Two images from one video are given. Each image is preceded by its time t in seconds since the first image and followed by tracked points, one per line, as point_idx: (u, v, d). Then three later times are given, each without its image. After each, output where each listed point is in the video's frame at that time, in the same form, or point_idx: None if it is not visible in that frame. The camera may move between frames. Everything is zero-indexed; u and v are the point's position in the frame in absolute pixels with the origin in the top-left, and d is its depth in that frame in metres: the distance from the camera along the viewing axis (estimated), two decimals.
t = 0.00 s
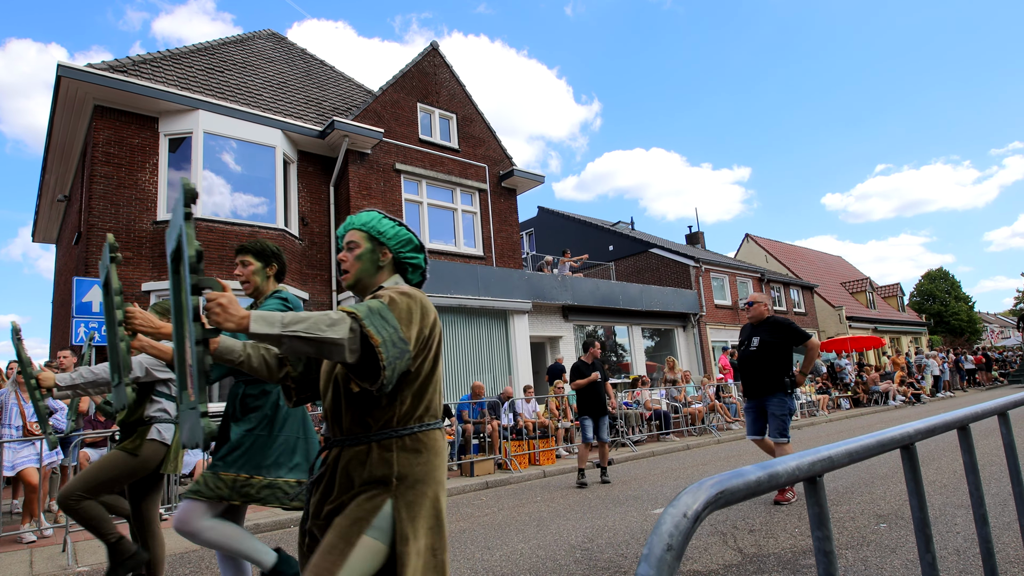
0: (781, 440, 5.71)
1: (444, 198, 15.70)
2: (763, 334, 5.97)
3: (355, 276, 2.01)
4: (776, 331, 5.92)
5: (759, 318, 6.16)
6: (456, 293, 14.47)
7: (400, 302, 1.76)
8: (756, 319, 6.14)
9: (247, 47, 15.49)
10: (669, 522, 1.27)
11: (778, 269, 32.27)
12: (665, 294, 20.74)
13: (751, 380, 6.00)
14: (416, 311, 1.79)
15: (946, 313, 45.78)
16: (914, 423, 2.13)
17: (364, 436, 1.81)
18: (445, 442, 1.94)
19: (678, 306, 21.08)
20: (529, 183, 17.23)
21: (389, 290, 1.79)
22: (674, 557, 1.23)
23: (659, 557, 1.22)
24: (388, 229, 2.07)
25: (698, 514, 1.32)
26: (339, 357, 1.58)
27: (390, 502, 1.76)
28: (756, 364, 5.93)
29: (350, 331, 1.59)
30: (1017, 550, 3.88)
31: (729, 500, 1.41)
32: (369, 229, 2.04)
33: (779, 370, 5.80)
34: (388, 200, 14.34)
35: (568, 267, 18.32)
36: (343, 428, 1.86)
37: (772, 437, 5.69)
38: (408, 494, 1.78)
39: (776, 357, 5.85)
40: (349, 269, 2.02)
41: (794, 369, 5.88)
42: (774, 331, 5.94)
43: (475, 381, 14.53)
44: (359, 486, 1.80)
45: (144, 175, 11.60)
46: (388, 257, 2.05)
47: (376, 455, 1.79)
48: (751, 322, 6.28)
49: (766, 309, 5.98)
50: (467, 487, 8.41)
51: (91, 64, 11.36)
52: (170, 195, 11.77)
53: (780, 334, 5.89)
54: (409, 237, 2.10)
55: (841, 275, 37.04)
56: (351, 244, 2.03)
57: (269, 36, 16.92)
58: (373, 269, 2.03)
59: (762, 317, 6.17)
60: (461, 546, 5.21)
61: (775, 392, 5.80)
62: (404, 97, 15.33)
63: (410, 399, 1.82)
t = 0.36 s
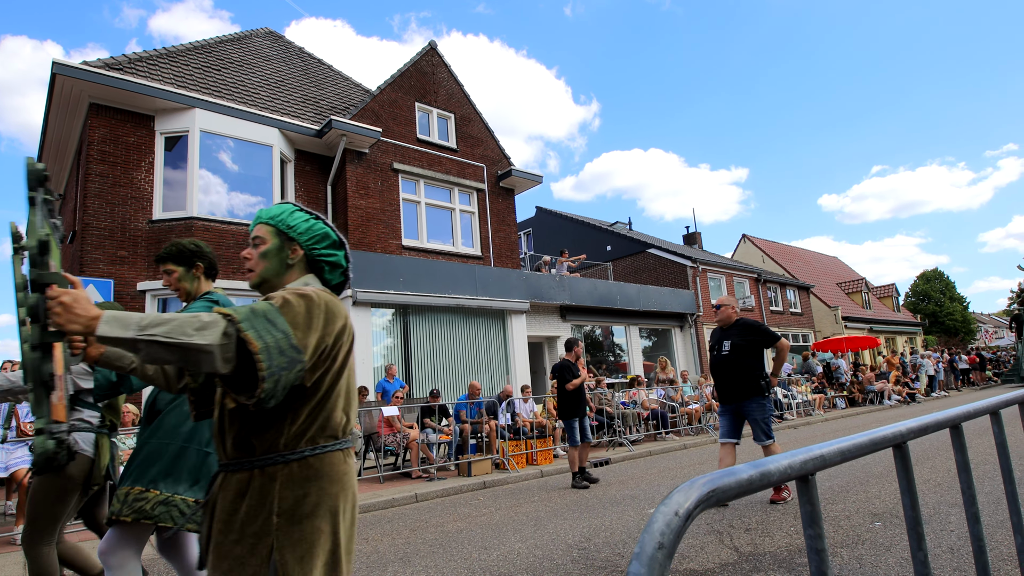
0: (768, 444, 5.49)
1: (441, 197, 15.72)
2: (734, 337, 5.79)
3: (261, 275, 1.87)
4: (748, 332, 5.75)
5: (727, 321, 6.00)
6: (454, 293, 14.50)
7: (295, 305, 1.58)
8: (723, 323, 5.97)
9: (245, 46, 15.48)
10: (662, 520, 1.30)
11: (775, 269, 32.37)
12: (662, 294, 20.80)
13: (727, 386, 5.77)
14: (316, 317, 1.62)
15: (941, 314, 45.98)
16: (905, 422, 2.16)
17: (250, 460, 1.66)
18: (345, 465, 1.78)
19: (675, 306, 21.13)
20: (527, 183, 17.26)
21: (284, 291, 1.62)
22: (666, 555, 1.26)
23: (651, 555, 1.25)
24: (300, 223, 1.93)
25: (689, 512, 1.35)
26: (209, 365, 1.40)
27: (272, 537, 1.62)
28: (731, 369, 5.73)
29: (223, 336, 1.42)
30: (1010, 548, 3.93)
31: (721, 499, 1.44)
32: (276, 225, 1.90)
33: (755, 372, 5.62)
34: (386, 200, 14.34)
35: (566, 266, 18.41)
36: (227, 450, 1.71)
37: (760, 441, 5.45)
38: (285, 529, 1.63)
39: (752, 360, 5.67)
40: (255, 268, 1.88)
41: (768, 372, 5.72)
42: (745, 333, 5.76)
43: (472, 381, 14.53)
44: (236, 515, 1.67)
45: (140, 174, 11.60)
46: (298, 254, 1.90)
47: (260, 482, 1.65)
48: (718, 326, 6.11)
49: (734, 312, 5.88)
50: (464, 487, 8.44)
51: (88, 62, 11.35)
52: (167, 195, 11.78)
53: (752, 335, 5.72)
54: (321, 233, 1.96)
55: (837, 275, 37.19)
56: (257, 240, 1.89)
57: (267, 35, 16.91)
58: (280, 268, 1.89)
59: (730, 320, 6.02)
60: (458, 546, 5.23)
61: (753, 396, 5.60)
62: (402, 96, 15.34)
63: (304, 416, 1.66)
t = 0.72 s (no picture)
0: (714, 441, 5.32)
1: (430, 197, 15.66)
2: (692, 337, 5.58)
3: (124, 252, 1.71)
4: (706, 333, 5.55)
5: (683, 322, 5.77)
6: (442, 293, 14.44)
7: (144, 284, 1.41)
8: (678, 324, 5.74)
9: (233, 42, 15.34)
10: (638, 520, 1.28)
11: (761, 270, 32.61)
12: (651, 295, 20.87)
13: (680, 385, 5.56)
14: (171, 300, 1.44)
15: (924, 315, 46.53)
16: (885, 421, 2.16)
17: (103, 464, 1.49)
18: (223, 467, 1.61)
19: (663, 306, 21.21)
20: (516, 183, 17.25)
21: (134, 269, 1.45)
22: (643, 555, 1.24)
23: (628, 555, 1.23)
24: (176, 194, 1.78)
25: (666, 511, 1.33)
26: (21, 355, 1.21)
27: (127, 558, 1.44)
28: (686, 369, 5.51)
29: (39, 320, 1.23)
30: (990, 547, 3.96)
31: (699, 498, 1.42)
32: (146, 198, 1.75)
33: (709, 372, 5.44)
34: (374, 199, 14.25)
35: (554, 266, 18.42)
36: (79, 452, 1.53)
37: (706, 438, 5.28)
38: (146, 542, 1.45)
39: (708, 360, 5.49)
40: (119, 244, 1.73)
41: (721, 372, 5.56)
42: (703, 333, 5.57)
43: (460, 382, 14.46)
44: (90, 527, 1.49)
45: (125, 171, 11.45)
46: (170, 229, 1.75)
47: (114, 491, 1.47)
48: (672, 328, 5.87)
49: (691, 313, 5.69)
50: (451, 487, 8.41)
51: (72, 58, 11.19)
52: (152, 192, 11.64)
53: (710, 336, 5.53)
54: (197, 208, 1.80)
55: (823, 276, 37.52)
56: (124, 213, 1.74)
57: (255, 32, 16.77)
58: (149, 244, 1.73)
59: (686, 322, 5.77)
60: (445, 546, 5.20)
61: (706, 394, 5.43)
62: (391, 95, 15.26)
63: (164, 413, 1.49)
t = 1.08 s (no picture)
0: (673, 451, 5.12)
1: (425, 196, 15.64)
2: (664, 341, 5.45)
3: None
4: (677, 337, 5.41)
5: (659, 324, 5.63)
6: (437, 292, 14.42)
7: None
8: (654, 326, 5.62)
9: (229, 39, 15.28)
10: (632, 520, 1.28)
11: (755, 272, 32.73)
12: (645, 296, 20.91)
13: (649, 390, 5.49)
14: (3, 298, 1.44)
15: (917, 318, 46.82)
16: (879, 424, 2.17)
17: None
18: (66, 490, 1.53)
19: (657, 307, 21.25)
20: (511, 183, 17.24)
21: None
22: (637, 555, 1.25)
23: (623, 554, 1.23)
24: (31, 186, 1.72)
25: (660, 512, 1.33)
26: None
27: None
28: (656, 373, 5.40)
29: None
30: (980, 550, 3.99)
31: (693, 499, 1.43)
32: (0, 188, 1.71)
33: (676, 378, 5.31)
34: (370, 197, 14.22)
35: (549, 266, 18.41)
36: None
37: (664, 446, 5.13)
38: None
39: (676, 364, 5.37)
40: None
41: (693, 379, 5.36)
42: (674, 336, 5.43)
43: (453, 381, 14.42)
44: None
45: (120, 167, 11.38)
46: (21, 223, 1.70)
47: None
48: (648, 329, 5.76)
49: (665, 315, 5.54)
50: (444, 486, 8.40)
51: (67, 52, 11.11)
52: (146, 188, 11.56)
53: (679, 340, 5.38)
54: (55, 202, 1.74)
55: (816, 279, 37.69)
56: None
57: (251, 28, 16.71)
58: None
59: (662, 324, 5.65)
60: (437, 545, 5.19)
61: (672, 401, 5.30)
62: (387, 93, 15.23)
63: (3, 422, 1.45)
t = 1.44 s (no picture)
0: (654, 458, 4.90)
1: (420, 198, 15.60)
2: (641, 339, 5.20)
3: None
4: (654, 335, 5.18)
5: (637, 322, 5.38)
6: (431, 294, 14.38)
7: None
8: (632, 323, 5.36)
9: (224, 39, 15.21)
10: (626, 532, 1.26)
11: (749, 276, 32.85)
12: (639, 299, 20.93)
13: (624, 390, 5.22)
14: None
15: (908, 323, 47.12)
16: (871, 432, 2.16)
17: None
18: None
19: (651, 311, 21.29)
20: (506, 185, 17.23)
21: None
22: (631, 566, 1.23)
23: (616, 566, 1.21)
24: None
25: (654, 523, 1.31)
26: None
27: None
28: (632, 373, 5.16)
29: None
30: (972, 556, 4.00)
31: (687, 509, 1.41)
32: None
33: (655, 379, 5.09)
34: (364, 199, 14.17)
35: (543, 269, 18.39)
36: None
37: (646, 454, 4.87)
38: None
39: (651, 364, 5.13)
40: None
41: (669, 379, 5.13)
42: (651, 334, 5.19)
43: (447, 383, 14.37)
44: None
45: (113, 166, 11.30)
46: None
47: None
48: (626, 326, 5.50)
49: (645, 312, 5.29)
50: (437, 489, 8.36)
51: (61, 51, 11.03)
52: (139, 187, 11.48)
53: (657, 338, 5.15)
54: None
55: (809, 283, 37.87)
56: None
57: (247, 28, 16.64)
58: None
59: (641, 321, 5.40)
60: (430, 550, 5.16)
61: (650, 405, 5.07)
62: (382, 95, 15.20)
63: None
